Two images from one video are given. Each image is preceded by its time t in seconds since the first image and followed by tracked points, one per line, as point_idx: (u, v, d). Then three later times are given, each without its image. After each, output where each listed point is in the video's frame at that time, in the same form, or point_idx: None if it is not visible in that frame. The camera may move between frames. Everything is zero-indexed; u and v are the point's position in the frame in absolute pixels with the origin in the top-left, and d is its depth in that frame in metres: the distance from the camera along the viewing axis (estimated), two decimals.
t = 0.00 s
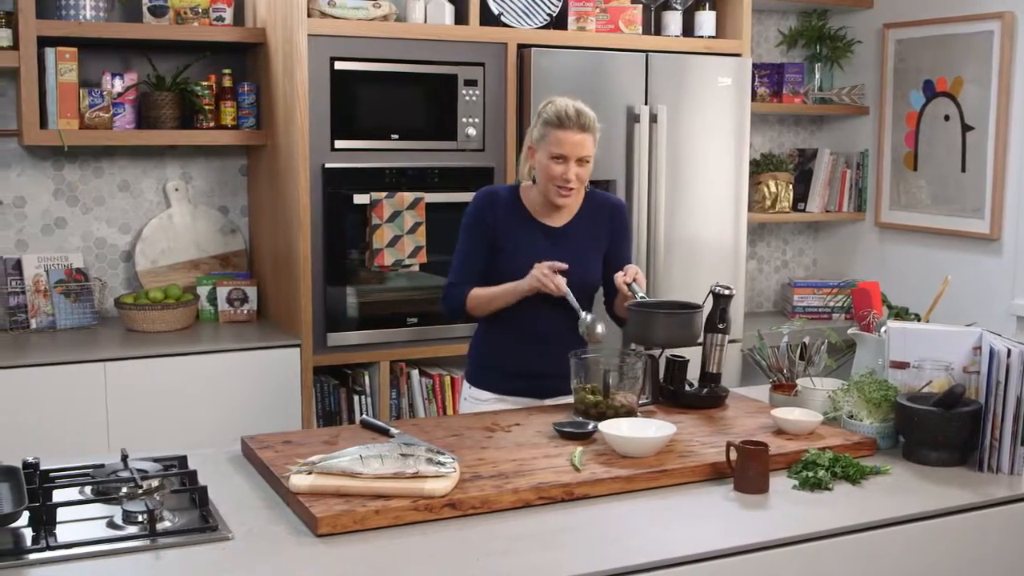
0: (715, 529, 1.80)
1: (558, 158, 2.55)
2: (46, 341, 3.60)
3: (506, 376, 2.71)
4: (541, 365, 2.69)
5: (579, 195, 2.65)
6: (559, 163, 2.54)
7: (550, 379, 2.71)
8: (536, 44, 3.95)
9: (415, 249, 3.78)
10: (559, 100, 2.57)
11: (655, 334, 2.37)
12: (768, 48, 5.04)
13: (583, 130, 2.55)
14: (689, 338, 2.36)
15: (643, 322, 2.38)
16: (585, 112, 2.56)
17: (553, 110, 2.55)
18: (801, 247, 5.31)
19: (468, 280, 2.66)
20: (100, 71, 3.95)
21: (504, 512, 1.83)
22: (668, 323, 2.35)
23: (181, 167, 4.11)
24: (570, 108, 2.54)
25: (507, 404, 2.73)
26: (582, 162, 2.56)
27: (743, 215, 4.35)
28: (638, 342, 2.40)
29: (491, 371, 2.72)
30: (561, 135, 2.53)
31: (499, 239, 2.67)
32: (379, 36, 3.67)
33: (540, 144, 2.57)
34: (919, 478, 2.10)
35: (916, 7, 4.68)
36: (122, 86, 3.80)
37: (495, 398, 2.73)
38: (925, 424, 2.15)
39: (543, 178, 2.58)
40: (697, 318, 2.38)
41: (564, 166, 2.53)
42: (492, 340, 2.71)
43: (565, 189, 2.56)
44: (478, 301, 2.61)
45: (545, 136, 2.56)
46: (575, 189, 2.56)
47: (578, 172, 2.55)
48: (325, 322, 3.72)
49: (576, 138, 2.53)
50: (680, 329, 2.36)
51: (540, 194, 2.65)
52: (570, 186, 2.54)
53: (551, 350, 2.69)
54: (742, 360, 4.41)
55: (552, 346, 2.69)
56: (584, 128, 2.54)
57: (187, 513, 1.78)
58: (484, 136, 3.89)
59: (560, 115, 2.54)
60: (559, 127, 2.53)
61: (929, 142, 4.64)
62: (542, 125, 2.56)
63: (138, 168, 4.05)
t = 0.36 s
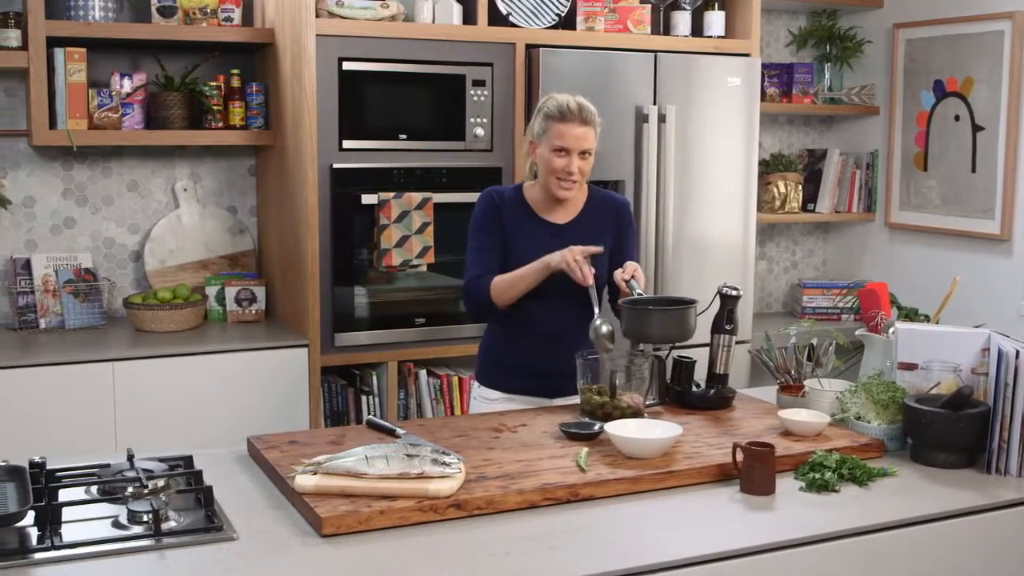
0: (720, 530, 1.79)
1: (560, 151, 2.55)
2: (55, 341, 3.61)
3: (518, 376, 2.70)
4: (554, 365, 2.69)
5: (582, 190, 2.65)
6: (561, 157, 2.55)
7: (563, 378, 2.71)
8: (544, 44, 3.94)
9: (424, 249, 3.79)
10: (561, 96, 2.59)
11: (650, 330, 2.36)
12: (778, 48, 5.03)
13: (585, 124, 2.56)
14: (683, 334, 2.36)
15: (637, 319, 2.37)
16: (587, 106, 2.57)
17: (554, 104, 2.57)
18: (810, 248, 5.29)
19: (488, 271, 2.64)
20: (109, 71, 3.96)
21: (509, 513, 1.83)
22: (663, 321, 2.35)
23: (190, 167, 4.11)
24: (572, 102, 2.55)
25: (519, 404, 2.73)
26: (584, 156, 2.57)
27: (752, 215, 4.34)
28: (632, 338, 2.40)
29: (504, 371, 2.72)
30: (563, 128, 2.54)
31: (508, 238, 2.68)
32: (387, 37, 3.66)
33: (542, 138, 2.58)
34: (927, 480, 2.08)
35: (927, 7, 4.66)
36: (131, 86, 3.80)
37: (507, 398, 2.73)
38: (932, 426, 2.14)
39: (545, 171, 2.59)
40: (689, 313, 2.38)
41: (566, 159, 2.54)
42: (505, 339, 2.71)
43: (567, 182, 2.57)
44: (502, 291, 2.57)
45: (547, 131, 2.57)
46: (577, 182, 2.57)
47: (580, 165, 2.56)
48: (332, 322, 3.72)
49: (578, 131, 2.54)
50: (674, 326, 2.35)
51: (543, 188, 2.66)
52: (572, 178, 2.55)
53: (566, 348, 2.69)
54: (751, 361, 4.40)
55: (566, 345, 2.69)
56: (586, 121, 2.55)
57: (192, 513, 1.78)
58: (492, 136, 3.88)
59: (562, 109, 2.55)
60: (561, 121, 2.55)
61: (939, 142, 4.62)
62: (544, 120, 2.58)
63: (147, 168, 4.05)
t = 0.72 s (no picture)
0: (725, 532, 1.78)
1: (571, 148, 2.56)
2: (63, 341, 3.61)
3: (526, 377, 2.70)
4: (563, 367, 2.68)
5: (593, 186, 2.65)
6: (572, 153, 2.55)
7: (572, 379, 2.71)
8: (551, 44, 3.94)
9: (431, 250, 3.78)
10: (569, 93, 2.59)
11: (652, 333, 2.35)
12: (786, 48, 5.02)
13: (595, 120, 2.56)
14: (686, 336, 2.35)
15: (638, 322, 2.36)
16: (597, 101, 2.57)
17: (564, 101, 2.56)
18: (819, 249, 5.28)
19: (493, 279, 2.66)
20: (117, 72, 3.97)
21: (512, 514, 1.83)
22: (665, 322, 2.34)
23: (198, 167, 4.12)
24: (581, 98, 2.55)
25: (526, 404, 2.73)
26: (594, 153, 2.57)
27: (760, 216, 4.33)
28: (636, 342, 2.39)
29: (511, 371, 2.71)
30: (573, 125, 2.54)
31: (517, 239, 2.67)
32: (393, 37, 3.66)
33: (552, 136, 2.58)
34: (933, 482, 2.07)
35: (936, 7, 4.64)
36: (139, 87, 3.81)
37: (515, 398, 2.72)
38: (939, 427, 2.13)
39: (556, 169, 2.59)
40: (689, 314, 2.37)
41: (577, 156, 2.55)
42: (513, 340, 2.70)
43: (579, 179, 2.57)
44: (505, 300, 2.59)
45: (557, 128, 2.57)
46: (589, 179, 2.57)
47: (591, 161, 2.56)
48: (339, 322, 3.72)
49: (589, 127, 2.54)
50: (675, 328, 2.34)
51: (555, 187, 2.66)
52: (584, 175, 2.55)
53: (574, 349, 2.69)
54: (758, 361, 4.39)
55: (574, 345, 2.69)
56: (596, 117, 2.55)
57: (196, 514, 1.78)
58: (499, 136, 3.88)
59: (572, 106, 2.55)
60: (572, 118, 2.54)
61: (948, 143, 4.60)
62: (554, 117, 2.57)
63: (154, 168, 4.06)
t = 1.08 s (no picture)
0: (724, 533, 1.77)
1: (560, 146, 2.57)
2: (67, 341, 3.62)
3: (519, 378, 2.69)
4: (555, 370, 2.68)
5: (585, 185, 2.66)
6: (561, 151, 2.57)
7: (564, 384, 2.70)
8: (555, 45, 3.94)
9: (434, 250, 3.77)
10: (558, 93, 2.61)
11: (649, 328, 2.36)
12: (791, 48, 5.01)
13: (584, 117, 2.57)
14: (683, 331, 2.35)
15: (636, 314, 2.37)
16: (586, 99, 2.58)
17: (552, 99, 2.58)
18: (824, 249, 5.26)
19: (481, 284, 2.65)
20: (121, 72, 3.97)
21: (512, 515, 1.82)
22: (663, 317, 2.34)
23: (202, 167, 4.12)
24: (569, 95, 2.57)
25: (515, 406, 2.71)
26: (583, 150, 2.58)
27: (765, 216, 4.32)
28: (632, 334, 2.40)
29: (504, 372, 2.71)
30: (561, 122, 2.55)
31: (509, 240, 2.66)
32: (396, 38, 3.66)
33: (542, 135, 2.60)
34: (935, 484, 2.06)
35: (941, 6, 4.63)
36: (143, 87, 3.81)
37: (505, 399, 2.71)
38: (941, 429, 2.12)
39: (546, 168, 2.60)
40: (690, 310, 2.37)
41: (565, 154, 2.56)
42: (506, 341, 2.70)
43: (569, 177, 2.58)
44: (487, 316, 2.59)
45: (546, 127, 2.58)
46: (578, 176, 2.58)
47: (580, 159, 2.57)
48: (342, 322, 3.72)
49: (577, 124, 2.55)
50: (673, 322, 2.35)
51: (547, 186, 2.66)
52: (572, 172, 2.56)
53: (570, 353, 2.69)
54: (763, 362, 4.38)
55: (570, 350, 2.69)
56: (585, 114, 2.56)
57: (196, 514, 1.78)
58: (503, 136, 3.87)
59: (560, 105, 2.57)
60: (560, 116, 2.56)
61: (954, 143, 4.59)
62: (544, 117, 2.59)
63: (158, 168, 4.06)
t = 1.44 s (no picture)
0: (730, 535, 1.77)
1: (517, 146, 2.53)
2: (76, 340, 3.63)
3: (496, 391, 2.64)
4: (528, 377, 2.65)
5: (547, 187, 2.61)
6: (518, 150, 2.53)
7: (542, 392, 2.68)
8: (564, 45, 3.93)
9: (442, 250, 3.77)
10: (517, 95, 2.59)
11: (617, 331, 2.35)
12: (801, 48, 4.99)
13: (542, 116, 2.53)
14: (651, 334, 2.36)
15: (603, 320, 2.36)
16: (545, 97, 2.55)
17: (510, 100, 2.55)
18: (834, 250, 5.24)
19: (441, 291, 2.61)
20: (130, 72, 3.98)
21: (517, 516, 1.82)
22: (631, 319, 2.35)
23: (211, 167, 4.13)
24: (527, 94, 2.54)
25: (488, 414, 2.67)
26: (541, 150, 2.54)
27: (775, 217, 4.30)
28: (600, 342, 2.38)
29: (480, 384, 2.65)
30: (518, 120, 2.52)
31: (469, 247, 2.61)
32: (405, 38, 3.66)
33: (500, 137, 2.56)
34: (943, 486, 2.05)
35: (951, 6, 4.61)
36: (152, 87, 3.81)
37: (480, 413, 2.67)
38: (949, 431, 2.11)
39: (505, 169, 2.56)
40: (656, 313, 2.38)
41: (523, 153, 2.52)
42: (476, 351, 2.65)
43: (527, 177, 2.54)
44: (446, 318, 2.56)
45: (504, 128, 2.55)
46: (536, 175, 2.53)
47: (538, 158, 2.53)
48: (350, 323, 3.71)
49: (535, 123, 2.52)
50: (640, 325, 2.35)
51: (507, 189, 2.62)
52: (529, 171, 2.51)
53: (548, 359, 2.66)
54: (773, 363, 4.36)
55: (548, 356, 2.66)
56: (543, 112, 2.53)
57: (200, 514, 1.78)
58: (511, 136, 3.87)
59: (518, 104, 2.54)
60: (517, 115, 2.53)
61: (965, 143, 4.57)
62: (501, 119, 2.56)
63: (167, 168, 4.07)
